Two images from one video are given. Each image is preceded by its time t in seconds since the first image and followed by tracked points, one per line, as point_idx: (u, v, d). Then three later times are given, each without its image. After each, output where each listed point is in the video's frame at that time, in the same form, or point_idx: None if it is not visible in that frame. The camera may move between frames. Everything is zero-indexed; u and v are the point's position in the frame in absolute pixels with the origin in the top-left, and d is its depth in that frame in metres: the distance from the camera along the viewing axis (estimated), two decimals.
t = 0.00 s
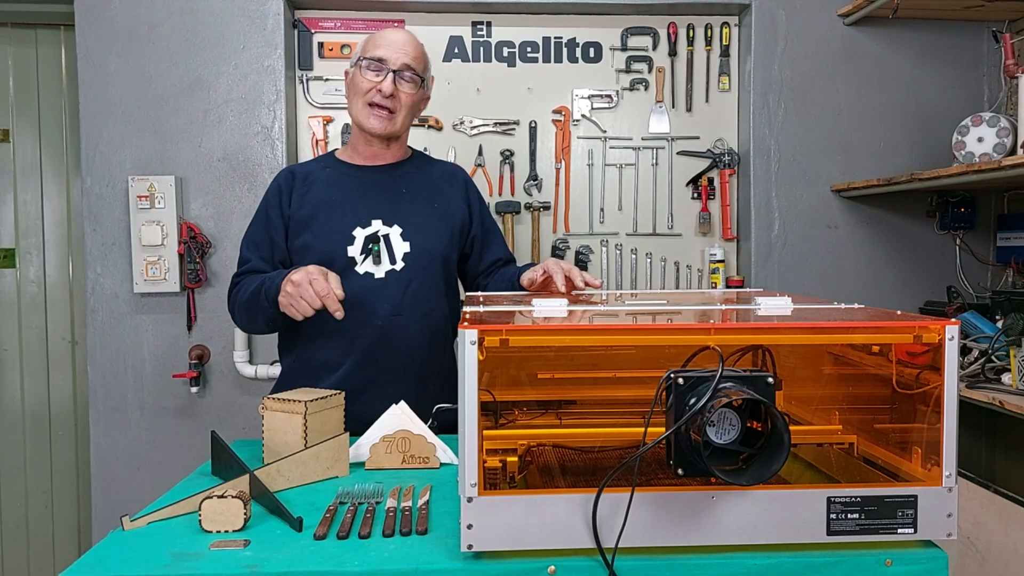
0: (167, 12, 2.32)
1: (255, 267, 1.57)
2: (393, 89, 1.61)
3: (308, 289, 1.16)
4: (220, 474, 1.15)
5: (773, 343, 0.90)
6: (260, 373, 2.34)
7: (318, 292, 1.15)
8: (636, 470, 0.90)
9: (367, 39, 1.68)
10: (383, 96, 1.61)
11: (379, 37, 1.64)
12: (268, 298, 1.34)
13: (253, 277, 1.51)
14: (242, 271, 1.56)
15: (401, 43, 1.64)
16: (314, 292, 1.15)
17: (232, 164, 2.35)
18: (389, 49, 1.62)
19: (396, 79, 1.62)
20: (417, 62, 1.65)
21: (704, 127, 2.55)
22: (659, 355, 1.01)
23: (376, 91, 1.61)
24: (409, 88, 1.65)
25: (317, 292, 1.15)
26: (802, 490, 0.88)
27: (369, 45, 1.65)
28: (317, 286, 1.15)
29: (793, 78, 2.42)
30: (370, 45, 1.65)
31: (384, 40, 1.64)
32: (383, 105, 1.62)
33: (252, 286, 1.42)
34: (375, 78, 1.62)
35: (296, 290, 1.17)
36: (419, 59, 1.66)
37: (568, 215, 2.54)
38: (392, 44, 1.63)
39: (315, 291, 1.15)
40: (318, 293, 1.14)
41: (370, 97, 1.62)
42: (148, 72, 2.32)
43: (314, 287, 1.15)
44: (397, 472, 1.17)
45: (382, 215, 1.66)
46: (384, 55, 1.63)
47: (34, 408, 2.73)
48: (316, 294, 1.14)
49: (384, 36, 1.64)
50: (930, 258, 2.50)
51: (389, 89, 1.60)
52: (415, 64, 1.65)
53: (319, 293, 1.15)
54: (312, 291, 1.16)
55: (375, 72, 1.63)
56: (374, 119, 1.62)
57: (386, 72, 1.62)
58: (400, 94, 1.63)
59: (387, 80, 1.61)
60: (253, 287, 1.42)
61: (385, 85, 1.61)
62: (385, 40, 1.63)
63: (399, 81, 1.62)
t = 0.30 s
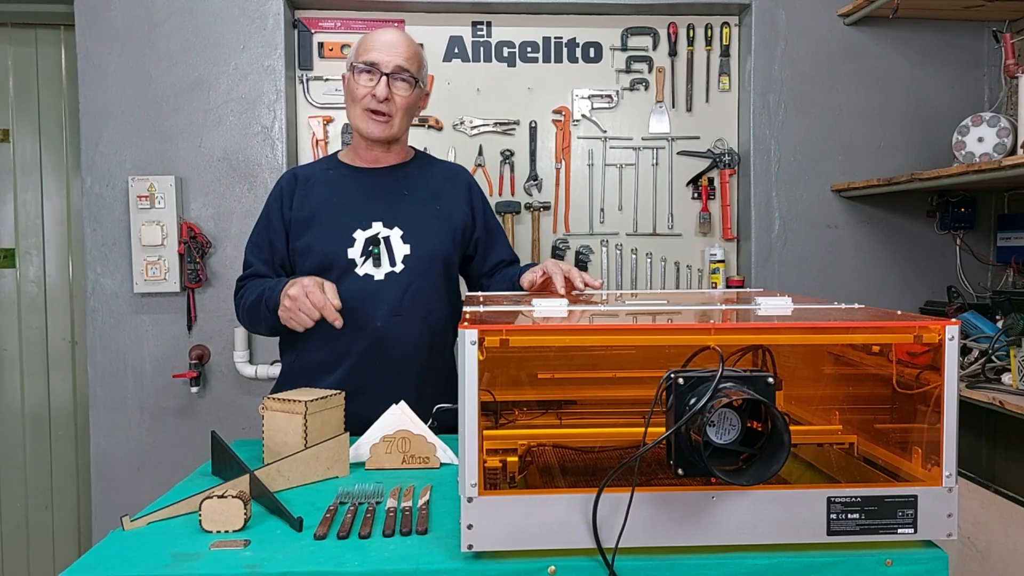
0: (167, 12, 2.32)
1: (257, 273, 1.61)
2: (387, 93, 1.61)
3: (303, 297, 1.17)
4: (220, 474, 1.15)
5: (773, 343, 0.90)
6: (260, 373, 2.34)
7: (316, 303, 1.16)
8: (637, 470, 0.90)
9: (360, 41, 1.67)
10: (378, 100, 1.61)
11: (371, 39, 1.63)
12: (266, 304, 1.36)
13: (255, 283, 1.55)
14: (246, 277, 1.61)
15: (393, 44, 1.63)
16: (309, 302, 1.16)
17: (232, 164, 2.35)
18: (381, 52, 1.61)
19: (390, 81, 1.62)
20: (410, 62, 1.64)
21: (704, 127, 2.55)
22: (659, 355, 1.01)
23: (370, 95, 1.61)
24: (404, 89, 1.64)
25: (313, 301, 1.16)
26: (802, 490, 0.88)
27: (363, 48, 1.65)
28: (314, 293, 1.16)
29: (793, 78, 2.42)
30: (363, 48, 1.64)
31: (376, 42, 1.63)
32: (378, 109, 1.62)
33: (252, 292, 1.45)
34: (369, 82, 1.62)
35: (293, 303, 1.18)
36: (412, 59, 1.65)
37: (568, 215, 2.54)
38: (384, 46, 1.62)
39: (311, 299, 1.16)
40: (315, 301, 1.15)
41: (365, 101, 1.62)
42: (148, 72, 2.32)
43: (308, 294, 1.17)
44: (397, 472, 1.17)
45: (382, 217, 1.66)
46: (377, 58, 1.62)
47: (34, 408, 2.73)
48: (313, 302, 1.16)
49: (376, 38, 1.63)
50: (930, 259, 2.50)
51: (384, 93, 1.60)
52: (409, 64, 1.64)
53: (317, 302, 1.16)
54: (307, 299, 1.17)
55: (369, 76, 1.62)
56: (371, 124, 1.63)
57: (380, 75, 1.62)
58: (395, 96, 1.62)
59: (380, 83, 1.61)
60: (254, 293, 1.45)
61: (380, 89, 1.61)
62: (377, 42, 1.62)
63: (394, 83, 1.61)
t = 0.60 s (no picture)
0: (167, 12, 2.32)
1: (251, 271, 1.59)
2: (389, 91, 1.61)
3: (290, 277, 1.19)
4: (220, 474, 1.15)
5: (773, 343, 0.90)
6: (261, 373, 2.34)
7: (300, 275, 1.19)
8: (636, 470, 0.90)
9: (360, 41, 1.67)
10: (379, 98, 1.61)
11: (372, 38, 1.64)
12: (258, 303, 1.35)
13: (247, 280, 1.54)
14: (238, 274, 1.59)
15: (395, 44, 1.63)
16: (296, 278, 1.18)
17: (232, 164, 2.35)
18: (383, 51, 1.62)
19: (391, 80, 1.62)
20: (411, 62, 1.65)
21: (704, 127, 2.55)
22: (659, 355, 1.01)
23: (372, 94, 1.61)
24: (405, 88, 1.64)
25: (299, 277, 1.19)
26: (802, 490, 0.88)
27: (363, 48, 1.65)
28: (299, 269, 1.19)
29: (793, 78, 2.43)
30: (364, 47, 1.65)
31: (377, 41, 1.63)
32: (379, 107, 1.62)
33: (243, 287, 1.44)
34: (370, 81, 1.62)
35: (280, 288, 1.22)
36: (413, 59, 1.65)
37: (568, 215, 2.54)
38: (386, 45, 1.62)
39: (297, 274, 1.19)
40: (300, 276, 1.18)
41: (366, 100, 1.62)
42: (148, 72, 2.32)
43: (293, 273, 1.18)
44: (397, 472, 1.17)
45: (381, 217, 1.66)
46: (378, 57, 1.62)
47: (35, 408, 2.73)
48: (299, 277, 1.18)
49: (377, 37, 1.63)
50: (929, 259, 2.50)
51: (386, 91, 1.60)
52: (410, 64, 1.65)
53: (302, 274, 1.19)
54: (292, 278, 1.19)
55: (370, 74, 1.62)
56: (372, 122, 1.62)
57: (381, 74, 1.62)
58: (396, 95, 1.63)
59: (382, 82, 1.61)
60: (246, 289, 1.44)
61: (381, 88, 1.61)
62: (378, 41, 1.63)
63: (395, 82, 1.61)
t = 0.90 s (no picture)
0: (167, 12, 2.32)
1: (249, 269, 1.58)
2: (397, 93, 1.61)
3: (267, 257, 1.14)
4: (219, 474, 1.15)
5: (773, 343, 0.90)
6: (260, 373, 2.34)
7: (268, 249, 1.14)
8: (637, 470, 0.90)
9: (364, 39, 1.66)
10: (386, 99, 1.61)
11: (377, 38, 1.63)
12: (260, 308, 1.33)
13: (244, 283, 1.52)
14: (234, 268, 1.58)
15: (400, 45, 1.63)
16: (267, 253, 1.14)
17: (232, 164, 2.35)
18: (389, 51, 1.61)
19: (398, 82, 1.62)
20: (416, 63, 1.65)
21: (705, 127, 2.55)
22: (659, 355, 1.01)
23: (380, 96, 1.61)
24: (410, 90, 1.65)
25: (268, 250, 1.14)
26: (802, 490, 0.88)
27: (368, 47, 1.64)
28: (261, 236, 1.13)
29: (793, 78, 2.43)
30: (368, 46, 1.64)
31: (383, 41, 1.62)
32: (386, 109, 1.62)
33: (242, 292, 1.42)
34: (377, 82, 1.62)
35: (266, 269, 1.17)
36: (418, 60, 1.65)
37: (569, 215, 2.54)
38: (392, 46, 1.62)
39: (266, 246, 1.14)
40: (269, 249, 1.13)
41: (372, 101, 1.62)
42: (148, 72, 2.32)
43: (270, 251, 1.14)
44: (396, 472, 1.17)
45: (381, 217, 1.66)
46: (385, 58, 1.62)
47: (34, 409, 2.73)
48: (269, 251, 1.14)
49: (383, 37, 1.62)
50: (929, 258, 2.50)
51: (394, 94, 1.60)
52: (415, 66, 1.65)
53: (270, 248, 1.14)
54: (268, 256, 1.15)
55: (377, 75, 1.62)
56: (379, 124, 1.62)
57: (388, 75, 1.62)
58: (403, 96, 1.63)
59: (389, 84, 1.61)
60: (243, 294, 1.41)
61: (388, 89, 1.61)
62: (384, 42, 1.62)
63: (402, 84, 1.62)
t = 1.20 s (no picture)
0: (167, 12, 2.32)
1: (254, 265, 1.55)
2: (395, 96, 1.61)
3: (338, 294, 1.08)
4: (220, 474, 1.15)
5: (773, 343, 0.90)
6: (261, 373, 2.34)
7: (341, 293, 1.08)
8: (636, 470, 0.90)
9: (356, 41, 1.65)
10: (384, 102, 1.61)
11: (371, 40, 1.62)
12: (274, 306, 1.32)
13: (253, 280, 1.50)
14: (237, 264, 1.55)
15: (394, 46, 1.63)
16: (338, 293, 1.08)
17: (232, 164, 2.35)
18: (384, 53, 1.61)
19: (394, 84, 1.62)
20: (411, 63, 1.65)
21: (704, 127, 2.55)
22: (659, 355, 1.01)
23: (378, 99, 1.61)
24: (407, 90, 1.65)
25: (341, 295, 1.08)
26: (801, 490, 0.88)
27: (362, 49, 1.63)
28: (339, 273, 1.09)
29: (793, 78, 2.43)
30: (362, 48, 1.63)
31: (377, 43, 1.62)
32: (385, 112, 1.62)
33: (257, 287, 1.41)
34: (375, 86, 1.61)
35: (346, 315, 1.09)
36: (412, 59, 1.65)
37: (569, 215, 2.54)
38: (386, 48, 1.61)
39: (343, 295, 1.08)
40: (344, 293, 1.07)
41: (371, 105, 1.62)
42: (148, 72, 2.32)
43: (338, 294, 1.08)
44: (397, 472, 1.17)
45: (382, 217, 1.67)
46: (380, 60, 1.61)
47: (35, 409, 2.73)
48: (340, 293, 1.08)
49: (376, 39, 1.62)
50: (929, 258, 2.50)
51: (392, 96, 1.61)
52: (410, 65, 1.65)
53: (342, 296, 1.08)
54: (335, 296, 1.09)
55: (373, 78, 1.62)
56: (378, 127, 1.63)
57: (384, 77, 1.61)
58: (401, 98, 1.63)
59: (387, 87, 1.61)
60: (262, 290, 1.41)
61: (386, 92, 1.61)
62: (378, 44, 1.61)
63: (399, 86, 1.62)
